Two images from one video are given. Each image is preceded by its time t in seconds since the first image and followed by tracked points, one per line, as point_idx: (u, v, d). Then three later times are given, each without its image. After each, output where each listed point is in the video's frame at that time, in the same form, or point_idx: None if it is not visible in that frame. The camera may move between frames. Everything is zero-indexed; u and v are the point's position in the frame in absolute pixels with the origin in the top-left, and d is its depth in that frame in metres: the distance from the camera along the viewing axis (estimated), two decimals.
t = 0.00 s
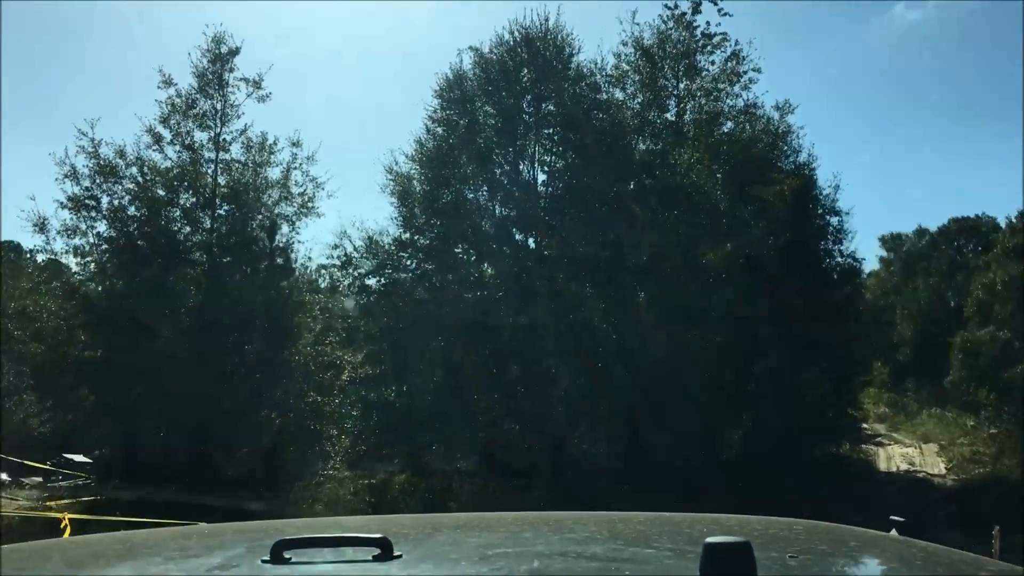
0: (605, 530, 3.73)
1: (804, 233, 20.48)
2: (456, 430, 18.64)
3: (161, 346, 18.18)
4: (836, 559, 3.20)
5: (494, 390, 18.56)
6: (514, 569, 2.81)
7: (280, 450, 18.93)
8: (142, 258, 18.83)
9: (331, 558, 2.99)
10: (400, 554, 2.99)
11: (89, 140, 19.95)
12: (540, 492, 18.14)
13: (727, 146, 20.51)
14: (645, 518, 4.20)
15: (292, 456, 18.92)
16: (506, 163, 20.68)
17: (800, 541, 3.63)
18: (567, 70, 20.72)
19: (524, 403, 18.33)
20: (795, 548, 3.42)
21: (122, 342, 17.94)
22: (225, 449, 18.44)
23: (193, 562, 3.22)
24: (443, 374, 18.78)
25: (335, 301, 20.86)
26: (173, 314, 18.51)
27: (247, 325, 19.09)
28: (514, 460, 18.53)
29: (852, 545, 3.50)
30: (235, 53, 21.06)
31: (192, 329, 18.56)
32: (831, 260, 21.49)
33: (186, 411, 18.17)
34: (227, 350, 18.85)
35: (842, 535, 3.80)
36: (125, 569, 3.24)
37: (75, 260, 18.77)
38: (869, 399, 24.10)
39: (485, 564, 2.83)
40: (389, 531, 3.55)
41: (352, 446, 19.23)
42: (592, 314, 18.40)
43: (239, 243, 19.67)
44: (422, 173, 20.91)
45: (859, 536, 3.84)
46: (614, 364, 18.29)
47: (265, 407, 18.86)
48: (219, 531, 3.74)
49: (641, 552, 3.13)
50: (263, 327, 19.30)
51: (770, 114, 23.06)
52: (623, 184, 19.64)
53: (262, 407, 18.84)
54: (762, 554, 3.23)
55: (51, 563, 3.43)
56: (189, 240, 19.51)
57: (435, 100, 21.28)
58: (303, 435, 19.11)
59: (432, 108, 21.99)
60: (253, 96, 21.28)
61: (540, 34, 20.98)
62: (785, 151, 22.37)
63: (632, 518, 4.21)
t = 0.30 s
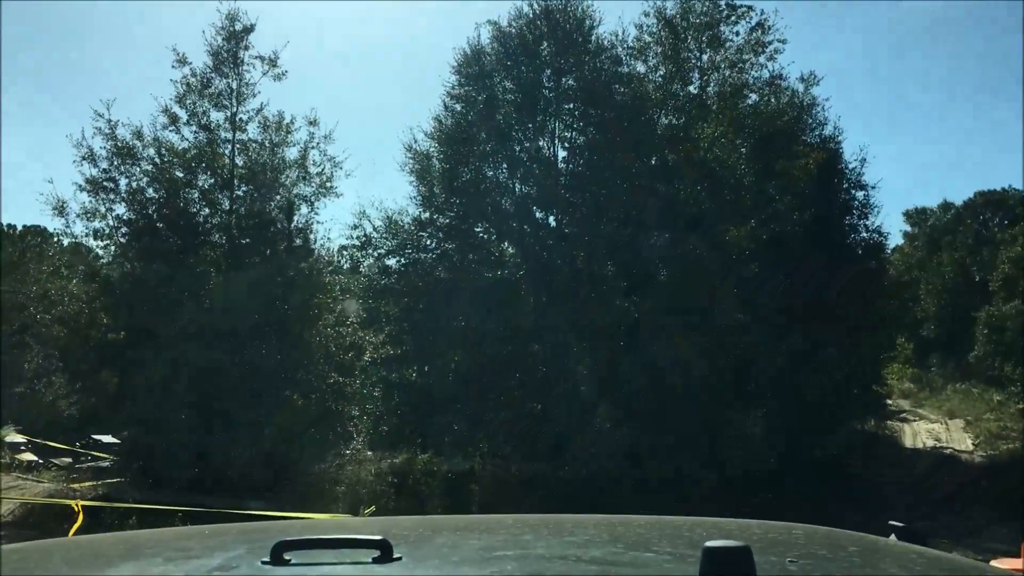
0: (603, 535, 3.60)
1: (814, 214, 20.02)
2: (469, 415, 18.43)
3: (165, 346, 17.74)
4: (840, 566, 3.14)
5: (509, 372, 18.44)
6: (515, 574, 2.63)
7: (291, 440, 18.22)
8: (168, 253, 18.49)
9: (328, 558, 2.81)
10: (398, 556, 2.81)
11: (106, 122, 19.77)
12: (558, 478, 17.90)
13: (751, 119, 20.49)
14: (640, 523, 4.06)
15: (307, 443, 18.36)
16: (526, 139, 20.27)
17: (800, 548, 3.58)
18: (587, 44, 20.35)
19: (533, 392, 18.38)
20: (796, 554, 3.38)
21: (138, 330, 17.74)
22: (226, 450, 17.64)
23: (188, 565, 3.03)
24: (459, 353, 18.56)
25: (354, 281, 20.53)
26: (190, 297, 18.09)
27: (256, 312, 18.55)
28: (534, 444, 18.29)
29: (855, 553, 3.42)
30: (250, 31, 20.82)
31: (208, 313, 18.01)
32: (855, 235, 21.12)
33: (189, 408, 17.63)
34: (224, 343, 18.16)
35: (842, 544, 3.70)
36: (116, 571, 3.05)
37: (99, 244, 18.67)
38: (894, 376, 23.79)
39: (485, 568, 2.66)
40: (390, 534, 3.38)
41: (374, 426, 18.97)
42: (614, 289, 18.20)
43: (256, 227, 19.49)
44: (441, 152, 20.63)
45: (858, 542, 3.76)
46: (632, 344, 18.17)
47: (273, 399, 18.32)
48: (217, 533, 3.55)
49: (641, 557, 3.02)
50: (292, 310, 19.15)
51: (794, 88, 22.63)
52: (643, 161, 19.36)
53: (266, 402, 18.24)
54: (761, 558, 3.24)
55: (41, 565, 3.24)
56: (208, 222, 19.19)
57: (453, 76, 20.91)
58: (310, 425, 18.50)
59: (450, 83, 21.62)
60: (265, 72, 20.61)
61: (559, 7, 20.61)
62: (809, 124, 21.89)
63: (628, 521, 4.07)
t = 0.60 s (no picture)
0: (605, 530, 3.62)
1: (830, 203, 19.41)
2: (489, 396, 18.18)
3: (182, 346, 17.38)
4: (840, 562, 3.18)
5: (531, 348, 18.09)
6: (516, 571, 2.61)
7: (307, 428, 17.93)
8: (190, 232, 18.14)
9: (327, 554, 2.68)
10: (398, 553, 2.70)
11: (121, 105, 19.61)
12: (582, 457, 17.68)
13: (772, 89, 20.24)
14: (642, 518, 4.04)
15: (318, 435, 17.99)
16: (545, 115, 19.98)
17: (801, 545, 3.59)
18: (604, 17, 20.04)
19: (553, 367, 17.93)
20: (795, 551, 3.43)
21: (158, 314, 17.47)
22: (226, 451, 17.27)
23: (186, 557, 2.88)
24: (482, 334, 18.42)
25: (372, 260, 20.19)
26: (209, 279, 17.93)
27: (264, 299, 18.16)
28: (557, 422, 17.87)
29: (862, 552, 3.41)
30: (265, 9, 20.56)
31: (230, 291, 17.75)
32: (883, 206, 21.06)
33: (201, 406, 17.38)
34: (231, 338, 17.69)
35: (845, 541, 3.70)
36: (111, 564, 2.91)
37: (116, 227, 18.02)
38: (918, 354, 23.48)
39: (485, 562, 2.67)
40: (396, 530, 3.29)
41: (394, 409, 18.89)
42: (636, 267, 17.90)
43: (270, 203, 19.27)
44: (459, 128, 20.34)
45: (862, 539, 3.75)
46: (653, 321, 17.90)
47: (286, 387, 17.99)
48: (221, 525, 3.40)
49: (644, 552, 3.08)
50: (308, 288, 18.82)
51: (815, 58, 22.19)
52: (665, 135, 19.06)
53: (273, 392, 17.92)
54: (762, 555, 3.30)
55: (38, 555, 3.09)
56: (225, 203, 19.05)
57: (470, 52, 20.64)
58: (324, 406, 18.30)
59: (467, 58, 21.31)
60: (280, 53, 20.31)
61: None
62: (832, 94, 21.44)
63: (629, 517, 4.06)
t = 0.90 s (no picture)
0: (607, 529, 3.43)
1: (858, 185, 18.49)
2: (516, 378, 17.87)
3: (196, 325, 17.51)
4: (844, 561, 2.99)
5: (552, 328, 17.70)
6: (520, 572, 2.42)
7: (324, 411, 17.56)
8: (211, 214, 18.04)
9: (323, 553, 2.47)
10: (401, 553, 2.50)
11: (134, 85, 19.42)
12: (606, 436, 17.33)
13: (797, 59, 19.72)
14: (642, 516, 3.84)
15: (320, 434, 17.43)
16: (564, 89, 19.50)
17: (804, 543, 3.36)
18: None
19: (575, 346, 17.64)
20: (797, 549, 3.21)
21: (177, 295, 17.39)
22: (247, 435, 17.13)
23: (178, 559, 2.60)
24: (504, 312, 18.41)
25: (389, 241, 19.49)
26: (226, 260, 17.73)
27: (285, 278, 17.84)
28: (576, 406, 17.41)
29: (870, 552, 3.16)
30: None
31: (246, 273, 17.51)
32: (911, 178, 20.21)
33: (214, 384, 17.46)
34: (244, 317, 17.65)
35: (854, 539, 3.45)
36: (87, 564, 2.66)
37: (133, 211, 18.59)
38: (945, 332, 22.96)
39: (486, 563, 2.47)
40: (397, 532, 3.06)
41: (415, 387, 18.33)
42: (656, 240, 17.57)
43: (287, 186, 18.01)
44: (476, 104, 19.95)
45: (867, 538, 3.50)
46: (674, 298, 17.52)
47: (303, 373, 17.74)
48: (218, 527, 3.11)
49: (643, 553, 2.90)
50: (324, 269, 18.18)
51: (839, 28, 21.65)
52: (684, 105, 18.29)
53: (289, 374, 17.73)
54: (761, 555, 3.07)
55: (18, 556, 2.81)
56: (239, 183, 18.75)
57: (487, 26, 20.35)
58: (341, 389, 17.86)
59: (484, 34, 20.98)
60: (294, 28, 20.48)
61: None
62: (856, 64, 20.85)
63: (632, 515, 3.83)
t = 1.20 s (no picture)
0: (604, 536, 3.13)
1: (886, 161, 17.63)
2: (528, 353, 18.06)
3: (214, 307, 17.09)
4: (849, 565, 2.73)
5: (571, 303, 17.84)
6: None
7: (341, 388, 17.46)
8: (225, 189, 17.83)
9: (321, 559, 2.34)
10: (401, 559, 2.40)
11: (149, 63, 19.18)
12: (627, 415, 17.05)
13: (822, 28, 19.32)
14: (639, 523, 3.47)
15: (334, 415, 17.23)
16: (582, 63, 19.14)
17: (805, 548, 3.05)
18: None
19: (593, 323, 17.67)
20: (798, 555, 2.93)
21: (196, 274, 17.44)
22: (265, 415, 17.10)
23: (170, 564, 2.47)
24: (522, 290, 18.24)
25: (407, 219, 19.12)
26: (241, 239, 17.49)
27: (303, 255, 17.44)
28: (598, 380, 17.47)
29: (878, 558, 2.88)
30: None
31: (263, 251, 17.33)
32: (934, 149, 19.67)
33: (232, 368, 17.24)
34: (251, 305, 16.95)
35: (857, 543, 3.17)
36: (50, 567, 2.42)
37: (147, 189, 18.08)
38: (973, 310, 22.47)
39: (487, 567, 2.31)
40: (396, 536, 2.87)
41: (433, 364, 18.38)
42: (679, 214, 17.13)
43: (302, 159, 17.84)
44: (495, 78, 19.68)
45: (864, 542, 3.15)
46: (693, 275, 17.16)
47: (322, 348, 17.51)
48: (215, 532, 2.95)
49: (644, 558, 2.65)
50: (339, 250, 17.75)
51: None
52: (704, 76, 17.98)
53: (304, 351, 17.42)
54: (760, 561, 2.80)
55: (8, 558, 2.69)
56: (257, 162, 18.26)
57: None
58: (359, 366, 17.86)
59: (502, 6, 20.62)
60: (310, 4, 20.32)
61: None
62: (880, 34, 20.37)
63: (630, 522, 3.49)
